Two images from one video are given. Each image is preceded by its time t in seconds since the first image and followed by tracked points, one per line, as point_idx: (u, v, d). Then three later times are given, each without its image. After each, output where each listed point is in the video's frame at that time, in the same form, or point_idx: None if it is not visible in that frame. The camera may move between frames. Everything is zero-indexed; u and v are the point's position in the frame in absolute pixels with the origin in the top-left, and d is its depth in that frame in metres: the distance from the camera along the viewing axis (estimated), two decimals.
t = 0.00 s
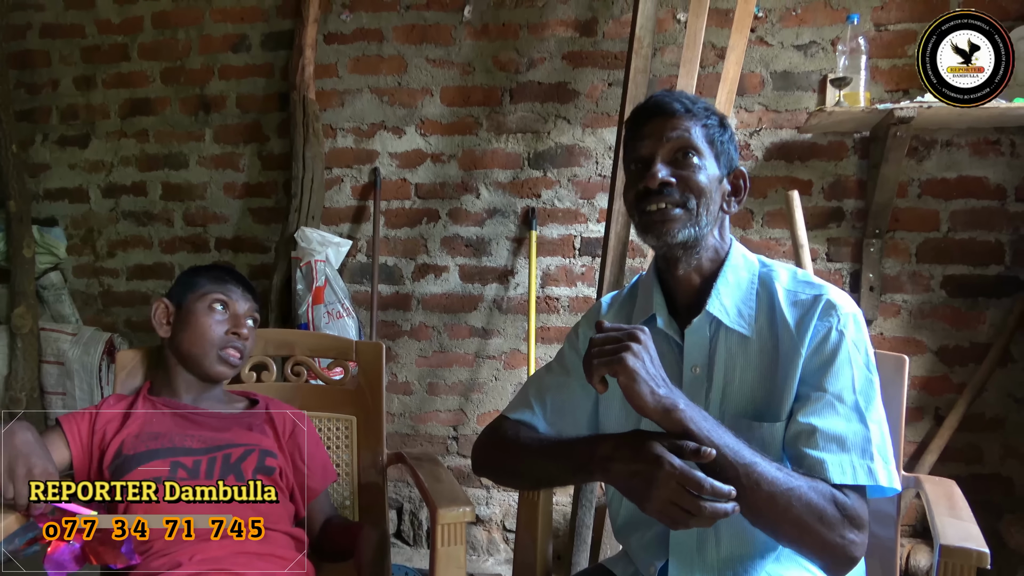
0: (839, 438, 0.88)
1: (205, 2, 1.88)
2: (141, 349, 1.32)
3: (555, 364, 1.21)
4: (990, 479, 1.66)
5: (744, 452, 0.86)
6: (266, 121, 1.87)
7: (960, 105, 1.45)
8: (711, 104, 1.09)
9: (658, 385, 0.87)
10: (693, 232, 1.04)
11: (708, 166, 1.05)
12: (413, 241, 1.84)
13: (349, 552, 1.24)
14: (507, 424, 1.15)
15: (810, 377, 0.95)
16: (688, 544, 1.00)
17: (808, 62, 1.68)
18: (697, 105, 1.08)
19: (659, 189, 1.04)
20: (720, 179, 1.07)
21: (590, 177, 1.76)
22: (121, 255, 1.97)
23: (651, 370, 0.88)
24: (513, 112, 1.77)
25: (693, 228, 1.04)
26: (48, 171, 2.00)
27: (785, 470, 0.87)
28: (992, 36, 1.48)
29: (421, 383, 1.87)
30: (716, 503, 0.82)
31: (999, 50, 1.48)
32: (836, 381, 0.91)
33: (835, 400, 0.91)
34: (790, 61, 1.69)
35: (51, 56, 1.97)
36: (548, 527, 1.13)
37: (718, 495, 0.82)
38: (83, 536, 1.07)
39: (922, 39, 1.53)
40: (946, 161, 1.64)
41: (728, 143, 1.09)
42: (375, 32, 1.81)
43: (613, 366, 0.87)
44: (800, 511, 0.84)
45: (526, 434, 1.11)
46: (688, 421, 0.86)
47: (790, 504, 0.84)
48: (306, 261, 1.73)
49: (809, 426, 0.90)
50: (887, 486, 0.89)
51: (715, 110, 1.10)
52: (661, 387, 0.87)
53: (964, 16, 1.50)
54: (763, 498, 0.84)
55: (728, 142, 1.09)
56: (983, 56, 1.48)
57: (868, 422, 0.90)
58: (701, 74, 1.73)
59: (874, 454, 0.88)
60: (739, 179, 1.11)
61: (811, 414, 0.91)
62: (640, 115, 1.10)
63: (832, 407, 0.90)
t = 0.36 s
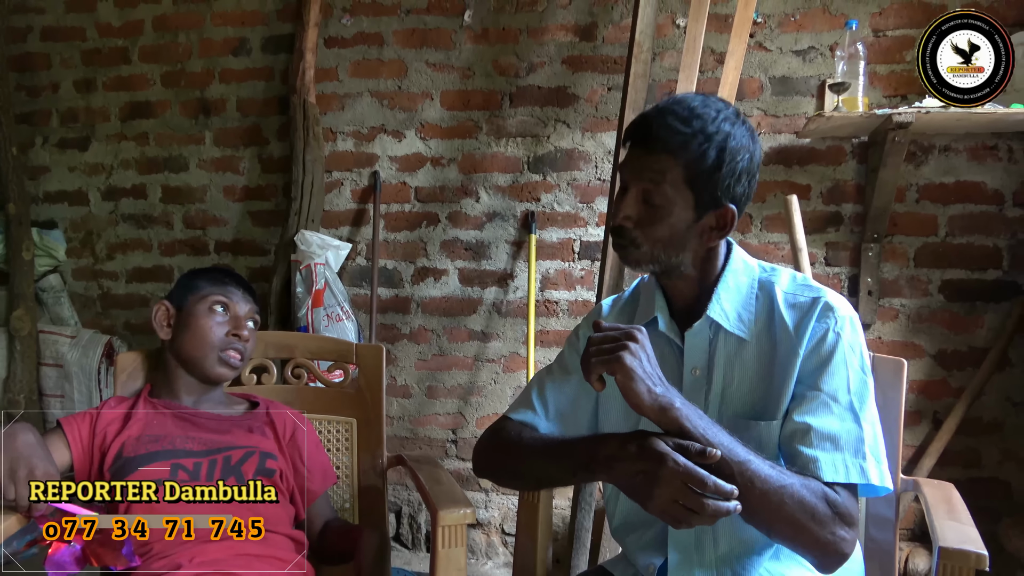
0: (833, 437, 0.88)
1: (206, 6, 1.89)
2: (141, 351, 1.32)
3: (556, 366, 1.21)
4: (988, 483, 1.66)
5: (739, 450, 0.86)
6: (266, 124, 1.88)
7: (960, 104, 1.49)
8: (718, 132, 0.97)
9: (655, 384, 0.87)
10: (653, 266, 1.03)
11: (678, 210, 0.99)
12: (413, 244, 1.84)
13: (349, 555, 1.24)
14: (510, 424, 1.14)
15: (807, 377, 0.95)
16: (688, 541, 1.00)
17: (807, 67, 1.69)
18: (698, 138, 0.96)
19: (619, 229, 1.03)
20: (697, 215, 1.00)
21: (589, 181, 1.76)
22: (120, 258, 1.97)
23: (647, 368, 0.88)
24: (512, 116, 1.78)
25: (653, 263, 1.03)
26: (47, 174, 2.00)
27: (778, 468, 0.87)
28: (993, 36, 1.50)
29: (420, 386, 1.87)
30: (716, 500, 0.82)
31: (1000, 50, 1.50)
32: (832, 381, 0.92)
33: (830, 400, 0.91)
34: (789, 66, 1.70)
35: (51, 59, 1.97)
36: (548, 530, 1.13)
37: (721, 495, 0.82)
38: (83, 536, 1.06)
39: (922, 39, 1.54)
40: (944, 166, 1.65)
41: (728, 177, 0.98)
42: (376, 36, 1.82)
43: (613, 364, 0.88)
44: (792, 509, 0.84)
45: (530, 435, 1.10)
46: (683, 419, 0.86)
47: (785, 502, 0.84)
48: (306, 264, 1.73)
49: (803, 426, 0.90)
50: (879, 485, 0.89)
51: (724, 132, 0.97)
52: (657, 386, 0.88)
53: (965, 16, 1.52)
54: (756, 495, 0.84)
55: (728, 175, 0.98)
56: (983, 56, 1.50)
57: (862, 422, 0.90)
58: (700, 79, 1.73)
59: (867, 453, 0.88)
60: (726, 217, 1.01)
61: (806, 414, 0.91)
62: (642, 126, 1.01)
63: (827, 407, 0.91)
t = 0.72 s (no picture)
0: (839, 448, 0.89)
1: (205, 9, 1.89)
2: (139, 353, 1.32)
3: (553, 369, 1.21)
4: (984, 488, 1.66)
5: (749, 467, 0.86)
6: (264, 127, 1.88)
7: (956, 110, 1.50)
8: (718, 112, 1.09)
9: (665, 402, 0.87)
10: (700, 249, 1.05)
11: (715, 181, 1.05)
12: (411, 247, 1.85)
13: (345, 559, 1.24)
14: (505, 429, 1.15)
15: (811, 387, 0.95)
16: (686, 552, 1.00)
17: (804, 72, 1.70)
18: (705, 116, 1.07)
19: (671, 208, 1.04)
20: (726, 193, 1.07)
21: (587, 185, 1.77)
22: (118, 261, 1.97)
23: (655, 389, 0.88)
24: (510, 120, 1.78)
25: (700, 245, 1.05)
26: (46, 176, 2.00)
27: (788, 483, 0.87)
28: (992, 36, 1.51)
29: (417, 389, 1.87)
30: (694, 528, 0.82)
31: (999, 50, 1.51)
32: (837, 391, 0.92)
33: (835, 411, 0.91)
34: (786, 71, 1.71)
35: (50, 62, 1.97)
36: (544, 534, 1.14)
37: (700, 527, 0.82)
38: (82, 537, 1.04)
39: (922, 39, 1.55)
40: (940, 171, 1.65)
41: (733, 153, 1.09)
42: (374, 40, 1.82)
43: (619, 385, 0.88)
44: (802, 524, 0.84)
45: (524, 440, 1.11)
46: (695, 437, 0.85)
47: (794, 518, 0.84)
48: (303, 267, 1.73)
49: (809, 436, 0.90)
50: (886, 495, 0.90)
51: (721, 119, 1.10)
52: (665, 405, 0.87)
53: (964, 17, 1.52)
54: (766, 513, 0.84)
55: (732, 151, 1.10)
56: (983, 56, 1.52)
57: (867, 433, 0.90)
58: (697, 84, 1.74)
59: (874, 464, 0.89)
60: (742, 190, 1.12)
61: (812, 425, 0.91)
62: (643, 124, 1.10)
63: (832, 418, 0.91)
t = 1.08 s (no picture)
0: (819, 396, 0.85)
1: (207, 11, 1.89)
2: (140, 354, 1.32)
3: (554, 371, 1.22)
4: (984, 491, 1.66)
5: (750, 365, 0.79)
6: (265, 129, 1.88)
7: (956, 114, 1.50)
8: (724, 122, 1.03)
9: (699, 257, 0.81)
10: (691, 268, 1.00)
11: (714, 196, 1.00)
12: (411, 249, 1.85)
13: (346, 560, 1.24)
14: (507, 429, 1.14)
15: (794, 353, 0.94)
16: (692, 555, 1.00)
17: (804, 75, 1.70)
18: (711, 128, 1.01)
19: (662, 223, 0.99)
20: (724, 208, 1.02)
21: (588, 187, 1.77)
22: (119, 261, 1.98)
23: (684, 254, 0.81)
24: (511, 122, 1.79)
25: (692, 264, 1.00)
26: (47, 176, 2.00)
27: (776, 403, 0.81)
28: (992, 36, 1.52)
29: (417, 391, 1.87)
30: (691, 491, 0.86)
31: (999, 50, 1.52)
32: (819, 350, 0.91)
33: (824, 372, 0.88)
34: (786, 75, 1.71)
35: (52, 62, 1.98)
36: (544, 535, 1.14)
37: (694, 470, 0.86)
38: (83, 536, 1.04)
39: (922, 39, 1.56)
40: (940, 174, 1.66)
41: (736, 166, 1.04)
42: (376, 42, 1.83)
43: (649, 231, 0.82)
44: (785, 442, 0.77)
45: (528, 442, 1.10)
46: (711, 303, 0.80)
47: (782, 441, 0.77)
48: (304, 268, 1.74)
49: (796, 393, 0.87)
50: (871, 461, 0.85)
51: (728, 127, 1.04)
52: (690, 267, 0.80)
53: (964, 16, 1.53)
54: (755, 412, 0.77)
55: (736, 163, 1.04)
56: (983, 56, 1.52)
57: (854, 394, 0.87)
58: (698, 87, 1.74)
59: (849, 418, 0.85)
60: (743, 202, 1.07)
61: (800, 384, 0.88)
62: (643, 131, 1.05)
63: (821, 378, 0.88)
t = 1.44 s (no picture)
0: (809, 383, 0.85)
1: (212, 13, 1.90)
2: (145, 355, 1.33)
3: (559, 374, 1.21)
4: (989, 494, 1.66)
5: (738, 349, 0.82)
6: (270, 130, 1.89)
7: (962, 116, 1.49)
8: (726, 129, 1.01)
9: (701, 239, 0.90)
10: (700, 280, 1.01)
11: (719, 205, 0.99)
12: (415, 250, 1.85)
13: (349, 562, 1.24)
14: (511, 431, 1.14)
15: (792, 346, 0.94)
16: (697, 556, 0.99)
17: (809, 77, 1.70)
18: (714, 134, 0.98)
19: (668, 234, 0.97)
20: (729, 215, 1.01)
21: (592, 189, 1.77)
22: (123, 262, 1.98)
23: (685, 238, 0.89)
24: (516, 123, 1.79)
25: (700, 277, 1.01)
26: (53, 178, 2.01)
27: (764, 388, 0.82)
28: (992, 36, 1.52)
29: (421, 392, 1.87)
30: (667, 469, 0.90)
31: (999, 50, 1.52)
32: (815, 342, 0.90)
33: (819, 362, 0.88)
34: (792, 76, 1.71)
35: (57, 64, 1.98)
36: (548, 537, 1.14)
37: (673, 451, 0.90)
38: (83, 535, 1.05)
39: (922, 39, 1.56)
40: (946, 176, 1.65)
41: (739, 170, 1.02)
42: (380, 43, 1.83)
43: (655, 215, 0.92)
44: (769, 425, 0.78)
45: (531, 444, 1.10)
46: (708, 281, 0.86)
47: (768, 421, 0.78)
48: (308, 269, 1.74)
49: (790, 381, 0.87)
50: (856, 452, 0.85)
51: (730, 131, 1.02)
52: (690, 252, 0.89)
53: (964, 16, 1.53)
54: (741, 392, 0.79)
55: (740, 167, 1.02)
56: (983, 56, 1.53)
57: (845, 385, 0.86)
58: (702, 88, 1.74)
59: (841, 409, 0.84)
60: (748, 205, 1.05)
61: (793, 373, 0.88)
62: (645, 138, 1.02)
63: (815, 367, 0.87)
